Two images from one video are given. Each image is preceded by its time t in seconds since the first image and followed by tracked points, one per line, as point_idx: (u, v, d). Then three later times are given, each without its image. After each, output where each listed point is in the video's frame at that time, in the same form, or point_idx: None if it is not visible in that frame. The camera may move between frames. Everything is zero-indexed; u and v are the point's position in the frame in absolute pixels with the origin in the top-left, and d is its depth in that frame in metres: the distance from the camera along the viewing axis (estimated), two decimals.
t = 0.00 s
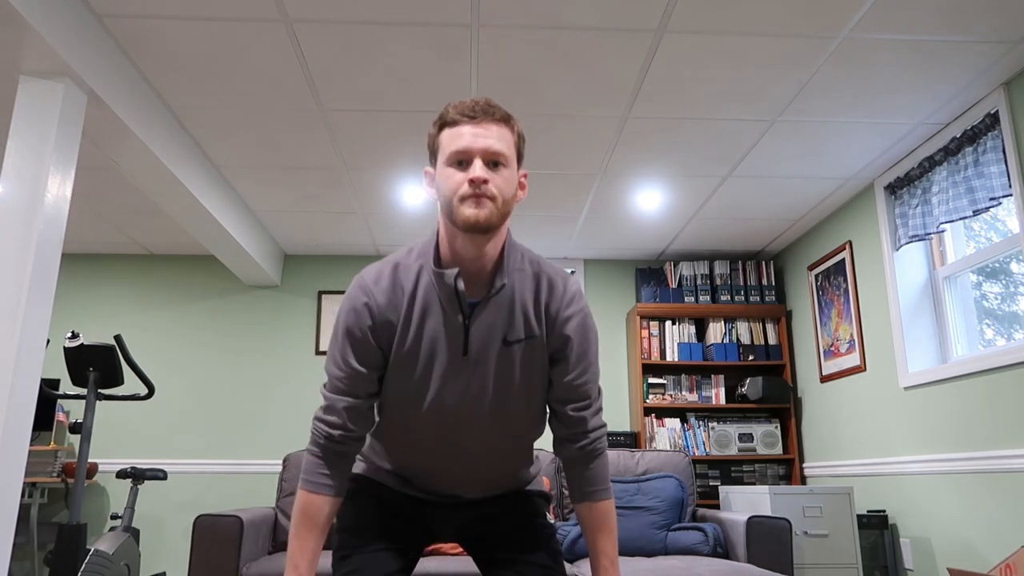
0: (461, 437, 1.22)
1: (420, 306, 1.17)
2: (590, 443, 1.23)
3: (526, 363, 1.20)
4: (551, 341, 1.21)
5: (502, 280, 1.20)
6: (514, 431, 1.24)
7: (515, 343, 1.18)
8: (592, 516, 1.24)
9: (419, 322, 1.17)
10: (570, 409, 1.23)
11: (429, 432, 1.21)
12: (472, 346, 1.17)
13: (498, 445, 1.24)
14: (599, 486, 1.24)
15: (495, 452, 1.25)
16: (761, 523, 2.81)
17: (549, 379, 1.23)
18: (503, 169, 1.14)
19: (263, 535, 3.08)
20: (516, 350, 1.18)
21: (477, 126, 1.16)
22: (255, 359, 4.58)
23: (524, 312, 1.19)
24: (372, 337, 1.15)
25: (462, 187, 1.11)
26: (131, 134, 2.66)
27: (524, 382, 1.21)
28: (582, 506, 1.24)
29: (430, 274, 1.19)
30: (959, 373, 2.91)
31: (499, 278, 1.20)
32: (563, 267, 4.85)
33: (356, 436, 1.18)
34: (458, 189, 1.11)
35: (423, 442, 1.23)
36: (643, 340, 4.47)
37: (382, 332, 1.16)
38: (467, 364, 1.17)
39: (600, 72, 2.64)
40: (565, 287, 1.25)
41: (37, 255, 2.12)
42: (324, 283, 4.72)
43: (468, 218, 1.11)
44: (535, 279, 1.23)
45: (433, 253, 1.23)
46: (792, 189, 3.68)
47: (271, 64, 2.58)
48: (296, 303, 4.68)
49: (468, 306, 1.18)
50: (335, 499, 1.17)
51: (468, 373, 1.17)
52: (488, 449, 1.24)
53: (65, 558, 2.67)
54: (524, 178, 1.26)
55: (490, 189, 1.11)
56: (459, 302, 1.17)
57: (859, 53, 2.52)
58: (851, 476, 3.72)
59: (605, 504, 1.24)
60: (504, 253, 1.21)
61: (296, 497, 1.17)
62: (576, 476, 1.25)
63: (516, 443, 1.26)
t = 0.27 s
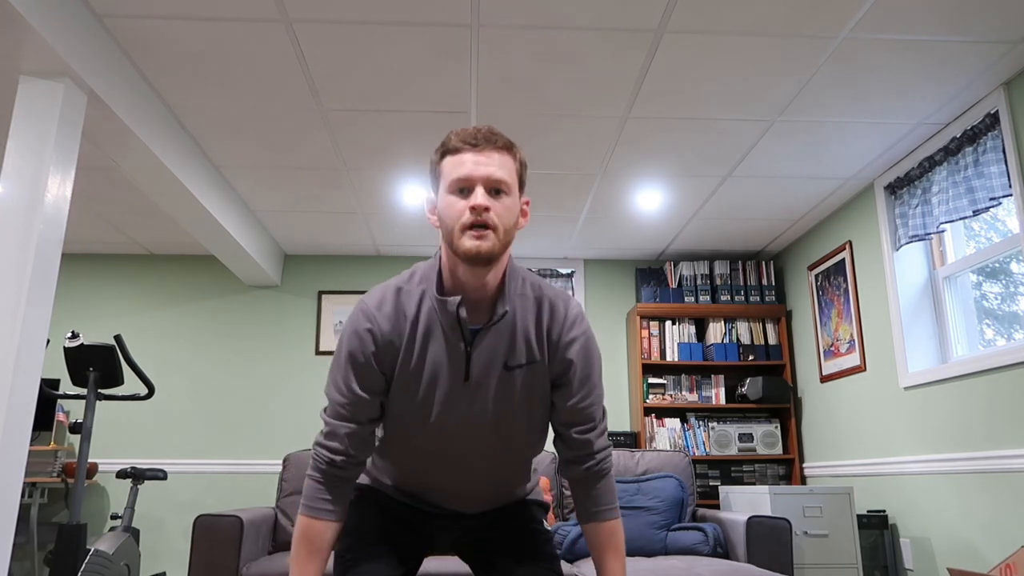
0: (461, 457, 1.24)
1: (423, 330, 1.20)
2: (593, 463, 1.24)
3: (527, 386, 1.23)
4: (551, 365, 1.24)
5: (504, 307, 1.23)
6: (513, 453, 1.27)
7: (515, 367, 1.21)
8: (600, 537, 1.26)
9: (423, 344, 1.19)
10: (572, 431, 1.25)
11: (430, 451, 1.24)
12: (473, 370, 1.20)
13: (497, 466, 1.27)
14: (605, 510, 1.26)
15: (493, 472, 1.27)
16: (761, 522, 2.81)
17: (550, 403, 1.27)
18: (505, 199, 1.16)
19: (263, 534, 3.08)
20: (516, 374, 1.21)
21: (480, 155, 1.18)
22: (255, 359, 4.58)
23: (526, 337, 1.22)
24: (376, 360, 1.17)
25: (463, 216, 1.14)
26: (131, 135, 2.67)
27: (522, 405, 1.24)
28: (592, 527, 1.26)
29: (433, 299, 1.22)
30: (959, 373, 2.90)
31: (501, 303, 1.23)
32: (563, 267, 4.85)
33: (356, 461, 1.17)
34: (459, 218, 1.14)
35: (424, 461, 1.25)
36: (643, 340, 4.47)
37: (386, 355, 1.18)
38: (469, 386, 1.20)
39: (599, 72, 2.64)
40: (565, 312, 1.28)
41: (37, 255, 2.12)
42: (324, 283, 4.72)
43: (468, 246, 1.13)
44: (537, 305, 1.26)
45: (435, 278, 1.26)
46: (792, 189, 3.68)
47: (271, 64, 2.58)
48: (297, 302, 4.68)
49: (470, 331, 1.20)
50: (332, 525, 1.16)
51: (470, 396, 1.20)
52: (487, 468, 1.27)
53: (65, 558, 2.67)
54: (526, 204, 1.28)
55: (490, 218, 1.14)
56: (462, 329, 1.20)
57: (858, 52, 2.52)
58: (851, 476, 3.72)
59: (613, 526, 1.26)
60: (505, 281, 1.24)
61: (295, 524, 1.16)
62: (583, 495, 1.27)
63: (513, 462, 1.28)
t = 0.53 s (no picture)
0: (462, 428, 1.20)
1: (422, 292, 1.17)
2: (592, 422, 1.24)
3: (528, 350, 1.19)
4: (552, 328, 1.21)
5: (504, 270, 1.20)
6: (516, 425, 1.22)
7: (516, 330, 1.17)
8: (591, 493, 1.24)
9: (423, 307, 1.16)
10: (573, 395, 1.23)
11: (430, 420, 1.19)
12: (473, 332, 1.16)
13: (499, 436, 1.22)
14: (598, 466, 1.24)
15: (496, 443, 1.23)
16: (761, 523, 2.81)
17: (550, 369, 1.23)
18: (503, 161, 1.14)
19: (263, 534, 3.08)
20: (518, 339, 1.17)
21: (476, 119, 1.16)
22: (255, 359, 4.58)
23: (525, 300, 1.19)
24: (374, 323, 1.14)
25: (462, 179, 1.11)
26: (131, 134, 2.66)
27: (525, 372, 1.20)
28: (584, 483, 1.25)
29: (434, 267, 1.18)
30: (959, 373, 2.90)
31: (499, 264, 1.20)
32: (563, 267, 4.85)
33: (356, 420, 1.18)
34: (459, 180, 1.11)
35: (424, 432, 1.20)
36: (643, 340, 4.47)
37: (384, 319, 1.15)
38: (470, 351, 1.16)
39: (600, 72, 2.64)
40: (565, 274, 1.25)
41: (36, 255, 2.12)
42: (324, 283, 4.72)
43: (469, 210, 1.09)
44: (537, 269, 1.23)
45: (433, 245, 1.22)
46: (792, 189, 3.68)
47: (271, 64, 2.58)
48: (297, 302, 4.68)
49: (470, 293, 1.17)
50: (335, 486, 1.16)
51: (471, 360, 1.16)
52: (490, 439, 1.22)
53: (65, 558, 2.67)
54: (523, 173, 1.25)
55: (490, 178, 1.11)
56: (462, 289, 1.17)
57: (858, 52, 2.52)
58: (851, 476, 3.72)
59: (605, 483, 1.24)
60: (504, 244, 1.21)
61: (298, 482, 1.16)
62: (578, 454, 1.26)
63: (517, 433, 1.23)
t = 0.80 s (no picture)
0: (465, 364, 1.00)
1: (423, 205, 1.05)
2: (585, 340, 1.10)
3: (537, 267, 1.03)
4: (557, 251, 1.08)
5: (505, 189, 1.08)
6: (525, 361, 1.03)
7: (521, 246, 1.03)
8: (579, 416, 1.09)
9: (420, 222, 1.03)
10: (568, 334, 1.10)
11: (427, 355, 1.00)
12: (476, 242, 1.01)
13: (509, 374, 1.02)
14: (590, 386, 1.10)
15: (505, 385, 1.02)
16: (761, 522, 2.81)
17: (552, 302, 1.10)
18: (505, 87, 1.05)
19: (263, 535, 3.08)
20: (524, 255, 1.03)
21: (476, 46, 1.06)
22: (255, 358, 4.58)
23: (528, 217, 1.07)
24: (370, 242, 1.03)
25: (462, 105, 1.02)
26: (131, 134, 2.66)
27: (534, 295, 1.03)
28: (571, 405, 1.10)
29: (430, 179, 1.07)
30: (959, 374, 2.90)
31: (497, 182, 1.07)
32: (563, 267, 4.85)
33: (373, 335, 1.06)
34: (458, 105, 1.02)
35: (421, 371, 1.01)
36: (643, 340, 4.47)
37: (379, 238, 1.03)
38: (471, 265, 1.00)
39: (600, 72, 2.64)
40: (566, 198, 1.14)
41: (37, 255, 2.12)
42: (324, 283, 4.72)
43: (468, 130, 1.01)
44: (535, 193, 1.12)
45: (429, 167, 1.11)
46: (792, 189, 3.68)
47: (271, 63, 2.58)
48: (297, 302, 4.68)
49: (471, 207, 1.03)
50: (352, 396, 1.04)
51: (473, 275, 0.99)
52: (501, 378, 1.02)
53: (65, 558, 2.67)
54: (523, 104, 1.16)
55: (491, 103, 1.02)
56: (463, 199, 1.04)
57: (858, 53, 2.52)
58: (851, 476, 3.72)
59: (595, 405, 1.08)
60: (506, 164, 1.09)
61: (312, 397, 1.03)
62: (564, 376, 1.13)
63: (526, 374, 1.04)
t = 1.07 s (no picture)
0: (470, 286, 0.96)
1: (425, 146, 1.07)
2: (580, 281, 1.08)
3: (538, 197, 1.04)
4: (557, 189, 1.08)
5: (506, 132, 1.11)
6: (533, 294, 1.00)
7: (522, 175, 1.04)
8: (569, 356, 1.06)
9: (423, 158, 1.05)
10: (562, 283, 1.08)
11: (429, 277, 0.96)
12: (477, 171, 1.03)
13: (515, 299, 0.97)
14: (584, 328, 1.07)
15: (512, 311, 0.96)
16: (761, 523, 2.81)
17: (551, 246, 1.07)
18: (506, 44, 1.08)
19: (263, 535, 3.08)
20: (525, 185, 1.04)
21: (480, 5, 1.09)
22: (255, 359, 4.58)
23: (527, 155, 1.08)
24: (374, 183, 1.05)
25: (464, 61, 1.05)
26: (131, 134, 2.66)
27: (536, 220, 1.02)
28: (562, 346, 1.07)
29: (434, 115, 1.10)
30: (959, 373, 2.90)
31: (498, 124, 1.10)
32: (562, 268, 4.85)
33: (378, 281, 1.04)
34: (461, 61, 1.05)
35: (424, 296, 0.96)
36: (643, 340, 4.47)
37: (382, 179, 1.05)
38: (474, 189, 1.01)
39: (599, 72, 2.64)
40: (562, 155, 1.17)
41: (37, 255, 2.12)
42: (324, 283, 4.72)
43: (470, 82, 1.05)
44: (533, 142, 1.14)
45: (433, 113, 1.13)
46: (791, 189, 3.68)
47: (271, 63, 2.58)
48: (297, 303, 4.68)
49: (472, 141, 1.06)
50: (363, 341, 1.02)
51: (476, 196, 1.00)
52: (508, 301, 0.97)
53: (65, 558, 2.67)
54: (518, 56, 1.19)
55: (492, 59, 1.06)
56: (464, 135, 1.06)
57: (857, 53, 2.52)
58: (851, 476, 3.72)
59: (586, 343, 1.05)
60: (507, 112, 1.13)
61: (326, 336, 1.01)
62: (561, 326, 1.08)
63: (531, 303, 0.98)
